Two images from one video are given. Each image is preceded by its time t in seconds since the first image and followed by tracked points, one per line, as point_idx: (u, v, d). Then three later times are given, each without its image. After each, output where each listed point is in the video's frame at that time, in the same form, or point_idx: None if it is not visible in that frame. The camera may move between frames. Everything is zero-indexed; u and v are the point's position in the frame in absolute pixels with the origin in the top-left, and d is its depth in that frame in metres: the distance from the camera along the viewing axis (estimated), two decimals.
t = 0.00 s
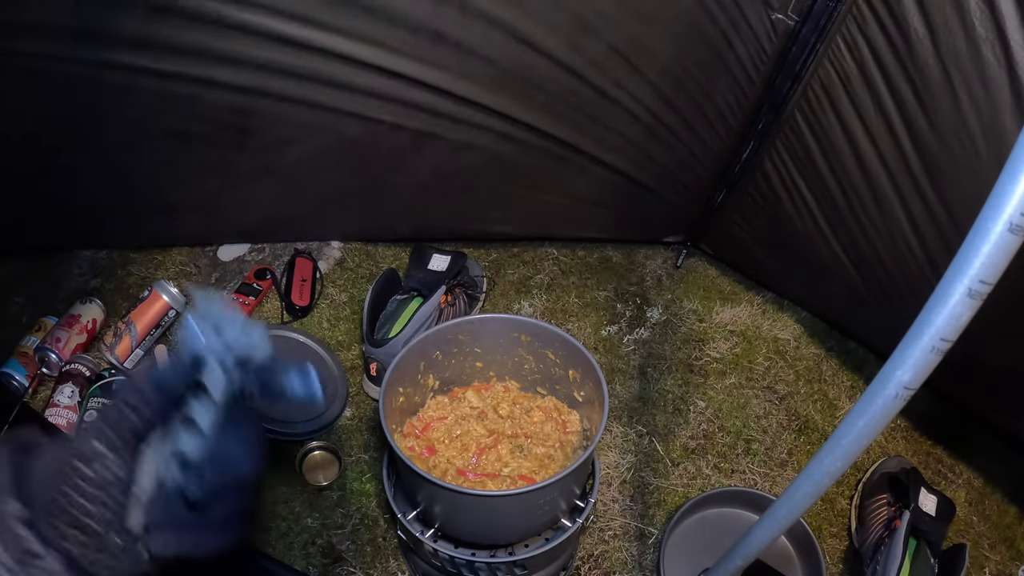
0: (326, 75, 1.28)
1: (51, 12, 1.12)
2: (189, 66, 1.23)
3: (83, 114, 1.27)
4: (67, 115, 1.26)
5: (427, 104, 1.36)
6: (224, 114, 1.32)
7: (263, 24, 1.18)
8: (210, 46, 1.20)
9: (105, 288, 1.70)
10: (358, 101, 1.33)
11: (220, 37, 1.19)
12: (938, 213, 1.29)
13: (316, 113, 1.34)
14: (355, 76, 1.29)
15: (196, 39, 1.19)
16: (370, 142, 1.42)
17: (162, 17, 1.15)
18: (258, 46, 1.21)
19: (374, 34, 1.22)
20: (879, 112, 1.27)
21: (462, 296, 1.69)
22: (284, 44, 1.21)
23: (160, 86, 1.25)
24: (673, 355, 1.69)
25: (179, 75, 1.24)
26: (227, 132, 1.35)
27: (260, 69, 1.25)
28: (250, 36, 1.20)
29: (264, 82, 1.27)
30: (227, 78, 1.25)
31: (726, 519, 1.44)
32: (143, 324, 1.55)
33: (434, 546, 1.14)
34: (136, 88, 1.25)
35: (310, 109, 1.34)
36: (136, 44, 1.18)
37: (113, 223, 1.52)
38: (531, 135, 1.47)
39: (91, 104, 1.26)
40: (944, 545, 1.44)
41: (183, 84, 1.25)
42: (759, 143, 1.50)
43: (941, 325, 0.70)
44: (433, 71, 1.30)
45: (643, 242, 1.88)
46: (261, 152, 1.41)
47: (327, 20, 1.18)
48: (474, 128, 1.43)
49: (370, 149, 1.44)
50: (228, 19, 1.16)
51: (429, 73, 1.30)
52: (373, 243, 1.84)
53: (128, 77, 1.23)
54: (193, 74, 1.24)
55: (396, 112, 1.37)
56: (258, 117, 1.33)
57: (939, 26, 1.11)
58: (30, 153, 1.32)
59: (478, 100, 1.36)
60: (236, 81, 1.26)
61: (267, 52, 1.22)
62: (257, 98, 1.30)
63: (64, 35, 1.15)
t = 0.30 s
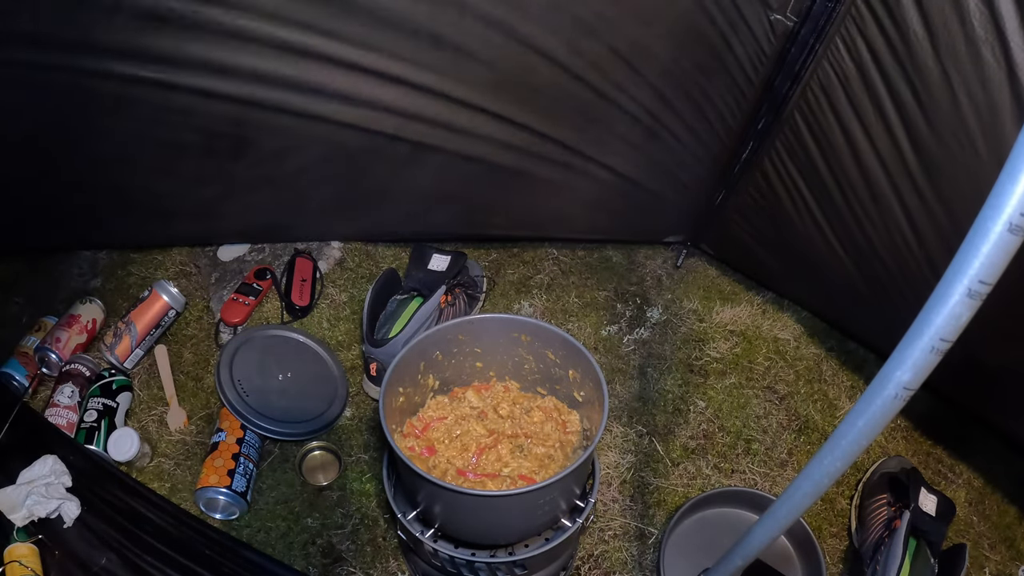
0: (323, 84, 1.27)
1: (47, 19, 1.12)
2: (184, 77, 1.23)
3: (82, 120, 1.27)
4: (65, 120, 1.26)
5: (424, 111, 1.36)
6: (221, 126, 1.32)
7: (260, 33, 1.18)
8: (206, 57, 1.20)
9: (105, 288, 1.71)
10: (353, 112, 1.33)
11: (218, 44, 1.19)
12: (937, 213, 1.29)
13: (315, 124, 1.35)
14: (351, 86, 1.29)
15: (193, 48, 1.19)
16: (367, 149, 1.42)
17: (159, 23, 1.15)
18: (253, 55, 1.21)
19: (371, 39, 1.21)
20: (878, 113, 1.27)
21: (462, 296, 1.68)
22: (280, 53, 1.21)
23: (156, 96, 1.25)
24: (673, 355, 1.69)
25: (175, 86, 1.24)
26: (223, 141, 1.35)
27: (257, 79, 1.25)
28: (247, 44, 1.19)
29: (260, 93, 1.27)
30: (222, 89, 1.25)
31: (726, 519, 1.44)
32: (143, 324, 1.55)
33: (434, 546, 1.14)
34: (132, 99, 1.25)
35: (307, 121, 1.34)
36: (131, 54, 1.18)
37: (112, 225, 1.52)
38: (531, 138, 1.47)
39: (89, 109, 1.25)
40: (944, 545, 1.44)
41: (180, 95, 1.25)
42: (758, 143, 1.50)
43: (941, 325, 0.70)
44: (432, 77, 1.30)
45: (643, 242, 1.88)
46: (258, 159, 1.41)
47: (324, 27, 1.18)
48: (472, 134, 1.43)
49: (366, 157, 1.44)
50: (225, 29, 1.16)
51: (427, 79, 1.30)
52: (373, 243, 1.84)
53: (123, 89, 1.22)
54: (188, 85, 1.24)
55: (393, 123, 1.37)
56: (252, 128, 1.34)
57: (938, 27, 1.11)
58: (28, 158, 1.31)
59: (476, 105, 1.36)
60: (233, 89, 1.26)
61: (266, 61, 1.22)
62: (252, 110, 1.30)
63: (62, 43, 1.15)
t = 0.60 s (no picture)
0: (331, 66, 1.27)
1: (52, 9, 1.12)
2: (194, 59, 1.23)
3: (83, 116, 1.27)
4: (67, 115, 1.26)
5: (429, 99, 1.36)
6: (227, 107, 1.32)
7: (268, 13, 1.18)
8: (215, 39, 1.20)
9: (105, 288, 1.71)
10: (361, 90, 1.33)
11: (224, 27, 1.19)
12: (935, 215, 1.29)
13: (318, 105, 1.34)
14: (359, 66, 1.28)
15: (199, 32, 1.19)
16: (373, 135, 1.42)
17: (165, 11, 1.15)
18: (263, 35, 1.21)
19: (376, 24, 1.21)
20: (877, 115, 1.27)
21: (462, 296, 1.69)
22: (289, 32, 1.21)
23: (163, 80, 1.25)
24: (673, 355, 1.69)
25: (184, 69, 1.24)
26: (228, 124, 1.35)
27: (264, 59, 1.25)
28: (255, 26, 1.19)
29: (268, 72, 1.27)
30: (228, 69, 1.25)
31: (726, 519, 1.44)
32: (143, 324, 1.55)
33: (434, 546, 1.14)
34: (140, 85, 1.25)
35: (312, 99, 1.33)
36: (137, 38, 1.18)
37: (113, 222, 1.52)
38: (532, 133, 1.47)
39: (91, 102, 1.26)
40: (944, 545, 1.44)
41: (186, 76, 1.25)
42: (758, 144, 1.50)
43: (941, 325, 0.70)
44: (436, 63, 1.30)
45: (643, 242, 1.88)
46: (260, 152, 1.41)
47: (331, 10, 1.18)
48: (475, 123, 1.43)
49: (371, 143, 1.44)
50: (231, 10, 1.16)
51: (431, 66, 1.30)
52: (373, 243, 1.84)
53: (134, 73, 1.23)
54: (195, 66, 1.24)
55: (399, 102, 1.36)
56: (260, 110, 1.33)
57: (936, 28, 1.11)
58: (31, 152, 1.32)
59: (480, 92, 1.36)
60: (239, 71, 1.26)
61: (272, 41, 1.22)
62: (261, 90, 1.30)
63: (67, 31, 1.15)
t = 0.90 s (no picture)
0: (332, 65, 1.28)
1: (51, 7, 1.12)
2: (193, 59, 1.23)
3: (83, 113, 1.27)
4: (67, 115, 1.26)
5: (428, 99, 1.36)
6: (227, 106, 1.32)
7: (267, 14, 1.18)
8: (215, 38, 1.20)
9: (105, 288, 1.71)
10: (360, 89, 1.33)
11: (224, 28, 1.19)
12: (936, 214, 1.29)
13: (317, 104, 1.34)
14: (359, 65, 1.28)
15: (198, 32, 1.19)
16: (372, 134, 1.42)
17: (165, 10, 1.15)
18: (263, 36, 1.21)
19: (375, 23, 1.21)
20: (877, 115, 1.27)
21: (462, 296, 1.69)
22: (289, 33, 1.21)
23: (164, 78, 1.25)
24: (673, 356, 1.69)
25: (184, 68, 1.24)
26: (228, 122, 1.35)
27: (264, 60, 1.25)
28: (255, 27, 1.19)
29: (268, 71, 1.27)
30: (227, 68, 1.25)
31: (726, 519, 1.44)
32: (143, 324, 1.55)
33: (434, 546, 1.14)
34: (140, 84, 1.25)
35: (312, 98, 1.33)
36: (136, 36, 1.18)
37: (113, 221, 1.52)
38: (532, 133, 1.47)
39: (92, 102, 1.26)
40: (944, 545, 1.44)
41: (185, 75, 1.25)
42: (758, 143, 1.50)
43: (941, 325, 0.71)
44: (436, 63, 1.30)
45: (643, 242, 1.88)
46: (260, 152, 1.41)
47: (330, 10, 1.18)
48: (475, 123, 1.43)
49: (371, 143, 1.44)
50: (230, 9, 1.16)
51: (430, 66, 1.30)
52: (373, 243, 1.84)
53: (134, 71, 1.23)
54: (195, 65, 1.24)
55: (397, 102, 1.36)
56: (260, 108, 1.33)
57: (935, 27, 1.11)
58: (31, 151, 1.32)
59: (479, 94, 1.36)
60: (240, 71, 1.26)
61: (271, 41, 1.22)
62: (261, 89, 1.30)
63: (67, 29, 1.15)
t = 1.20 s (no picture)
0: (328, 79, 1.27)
1: (48, 13, 1.12)
2: (190, 68, 1.22)
3: (82, 117, 1.27)
4: (66, 118, 1.26)
5: (427, 106, 1.36)
6: (225, 115, 1.31)
7: (265, 25, 1.18)
8: (212, 49, 1.20)
9: (105, 288, 1.71)
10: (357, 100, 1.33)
11: (221, 36, 1.18)
12: (937, 215, 1.29)
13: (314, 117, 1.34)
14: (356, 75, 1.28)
15: (197, 42, 1.19)
16: (371, 143, 1.42)
17: (163, 17, 1.15)
18: (260, 47, 1.21)
19: (374, 30, 1.21)
20: (878, 114, 1.27)
21: (462, 296, 1.69)
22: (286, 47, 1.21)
23: (162, 86, 1.25)
24: (673, 356, 1.69)
25: (179, 78, 1.23)
26: (227, 131, 1.34)
27: (261, 73, 1.25)
28: (252, 37, 1.19)
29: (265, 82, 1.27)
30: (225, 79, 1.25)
31: (726, 519, 1.44)
32: (143, 324, 1.55)
33: (434, 546, 1.14)
34: (134, 91, 1.24)
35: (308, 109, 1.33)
36: (132, 45, 1.17)
37: (113, 223, 1.52)
38: (531, 136, 1.47)
39: (90, 106, 1.25)
40: (944, 545, 1.44)
41: (181, 84, 1.25)
42: (758, 142, 1.50)
43: (942, 325, 0.71)
44: (433, 72, 1.30)
45: (643, 242, 1.88)
46: (259, 155, 1.41)
47: (327, 17, 1.18)
48: (473, 131, 1.43)
49: (369, 152, 1.44)
50: (228, 16, 1.16)
51: (428, 75, 1.30)
52: (373, 243, 1.84)
53: (130, 79, 1.22)
54: (192, 75, 1.23)
55: (394, 116, 1.37)
56: (258, 117, 1.33)
57: (935, 27, 1.11)
58: (30, 155, 1.31)
59: (478, 102, 1.36)
60: (238, 83, 1.26)
61: (269, 52, 1.22)
62: (261, 100, 1.29)
63: (64, 35, 1.15)
